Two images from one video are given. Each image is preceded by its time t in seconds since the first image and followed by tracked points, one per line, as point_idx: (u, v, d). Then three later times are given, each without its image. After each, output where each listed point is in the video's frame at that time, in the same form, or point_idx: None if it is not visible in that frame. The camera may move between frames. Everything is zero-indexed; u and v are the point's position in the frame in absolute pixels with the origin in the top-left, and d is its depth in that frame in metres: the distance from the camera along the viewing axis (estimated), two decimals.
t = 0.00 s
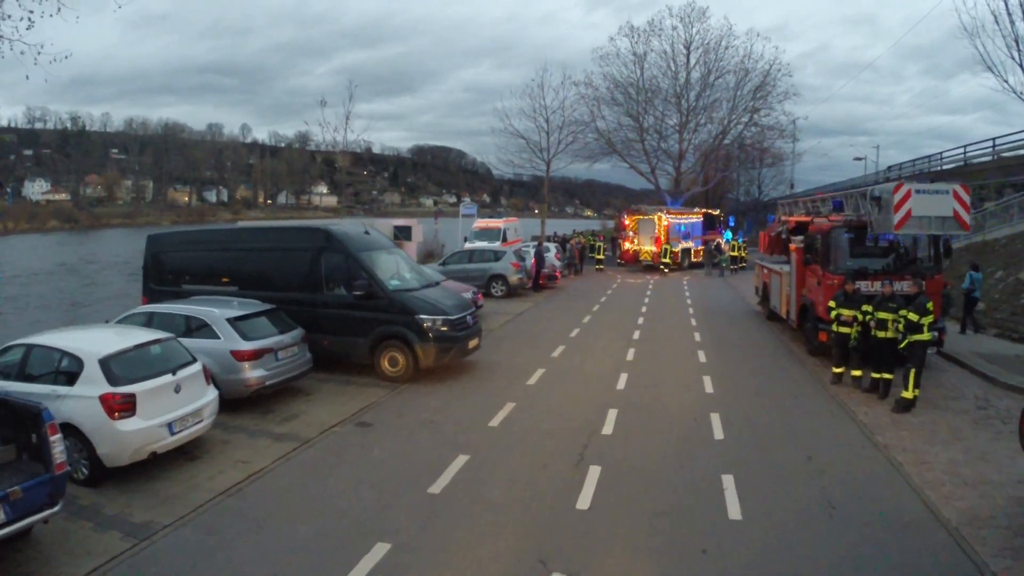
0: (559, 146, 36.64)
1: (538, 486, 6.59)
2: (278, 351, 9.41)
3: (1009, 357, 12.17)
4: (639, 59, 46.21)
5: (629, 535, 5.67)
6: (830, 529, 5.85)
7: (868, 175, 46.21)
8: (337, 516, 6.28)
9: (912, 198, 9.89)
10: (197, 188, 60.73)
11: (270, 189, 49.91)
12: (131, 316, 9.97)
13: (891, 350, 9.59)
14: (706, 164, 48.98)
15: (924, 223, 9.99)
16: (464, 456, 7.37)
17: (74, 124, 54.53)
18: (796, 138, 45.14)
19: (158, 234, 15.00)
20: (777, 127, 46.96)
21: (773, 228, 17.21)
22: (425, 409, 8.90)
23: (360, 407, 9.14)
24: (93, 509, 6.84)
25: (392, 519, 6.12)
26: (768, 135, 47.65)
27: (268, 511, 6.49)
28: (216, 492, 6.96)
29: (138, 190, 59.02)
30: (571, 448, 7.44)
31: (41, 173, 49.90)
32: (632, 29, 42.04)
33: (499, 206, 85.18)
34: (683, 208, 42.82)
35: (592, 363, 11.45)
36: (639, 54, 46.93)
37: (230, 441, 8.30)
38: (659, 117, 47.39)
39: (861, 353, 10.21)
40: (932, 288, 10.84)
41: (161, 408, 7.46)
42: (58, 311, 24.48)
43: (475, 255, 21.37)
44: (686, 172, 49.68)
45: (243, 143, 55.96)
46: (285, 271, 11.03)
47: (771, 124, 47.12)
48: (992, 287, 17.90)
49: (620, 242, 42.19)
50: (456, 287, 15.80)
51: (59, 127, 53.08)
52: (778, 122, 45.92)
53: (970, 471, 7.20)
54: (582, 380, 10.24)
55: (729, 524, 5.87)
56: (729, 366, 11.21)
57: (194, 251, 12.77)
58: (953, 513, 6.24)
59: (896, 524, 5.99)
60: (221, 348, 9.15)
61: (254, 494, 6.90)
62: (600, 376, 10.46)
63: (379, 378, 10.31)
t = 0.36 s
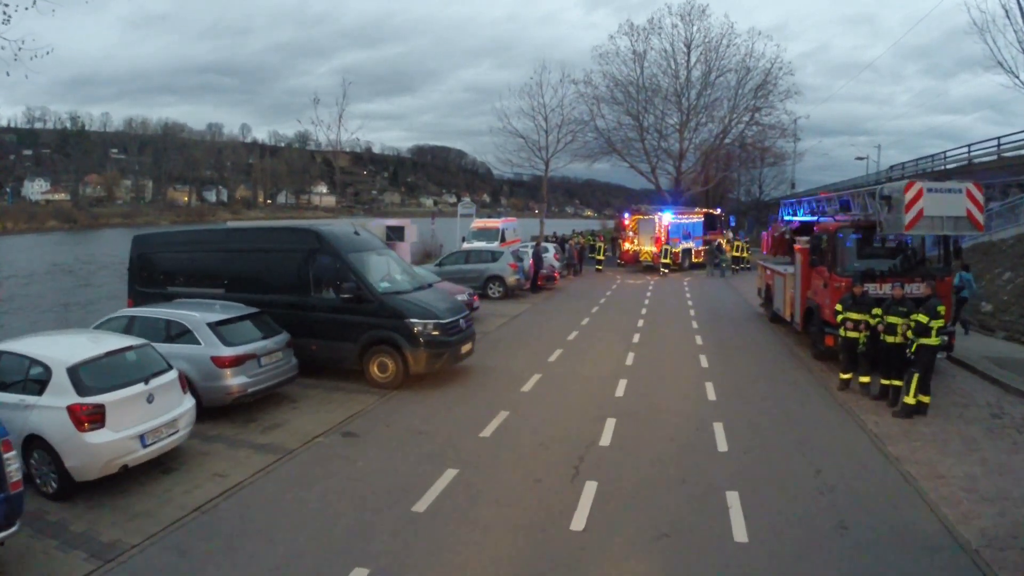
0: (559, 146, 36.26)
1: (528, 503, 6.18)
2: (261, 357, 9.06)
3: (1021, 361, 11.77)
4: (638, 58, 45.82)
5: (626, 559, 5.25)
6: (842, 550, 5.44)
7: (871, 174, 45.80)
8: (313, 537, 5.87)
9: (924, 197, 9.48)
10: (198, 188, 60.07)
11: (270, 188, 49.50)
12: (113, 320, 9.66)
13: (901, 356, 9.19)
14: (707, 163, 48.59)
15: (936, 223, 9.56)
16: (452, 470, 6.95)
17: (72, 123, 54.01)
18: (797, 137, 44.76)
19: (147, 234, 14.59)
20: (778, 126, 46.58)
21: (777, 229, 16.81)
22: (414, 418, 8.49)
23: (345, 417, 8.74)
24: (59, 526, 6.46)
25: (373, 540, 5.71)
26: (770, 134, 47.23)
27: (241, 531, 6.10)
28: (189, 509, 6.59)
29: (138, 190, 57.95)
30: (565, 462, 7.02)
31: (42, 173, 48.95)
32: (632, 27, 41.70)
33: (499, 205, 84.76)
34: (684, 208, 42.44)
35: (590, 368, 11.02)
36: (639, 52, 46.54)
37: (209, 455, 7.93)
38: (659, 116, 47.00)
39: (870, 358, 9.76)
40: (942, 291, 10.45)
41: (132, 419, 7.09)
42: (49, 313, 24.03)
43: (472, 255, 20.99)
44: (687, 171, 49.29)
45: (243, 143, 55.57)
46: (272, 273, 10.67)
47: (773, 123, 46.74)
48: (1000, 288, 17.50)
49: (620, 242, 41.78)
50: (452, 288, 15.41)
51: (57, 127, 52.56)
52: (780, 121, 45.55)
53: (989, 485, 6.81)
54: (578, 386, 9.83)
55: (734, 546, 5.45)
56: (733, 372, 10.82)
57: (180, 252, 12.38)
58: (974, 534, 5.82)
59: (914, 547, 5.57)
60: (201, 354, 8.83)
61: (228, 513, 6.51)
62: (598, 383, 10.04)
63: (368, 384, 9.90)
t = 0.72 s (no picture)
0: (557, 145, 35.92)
1: (520, 521, 5.81)
2: (244, 363, 8.77)
3: None
4: (638, 56, 45.48)
5: None
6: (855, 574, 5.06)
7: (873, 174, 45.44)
8: (289, 557, 5.50)
9: (936, 196, 9.12)
10: (198, 188, 56.89)
11: (270, 189, 49.19)
12: (93, 324, 9.36)
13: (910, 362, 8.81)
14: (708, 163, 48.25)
15: (949, 222, 9.21)
16: (441, 484, 6.59)
17: (70, 123, 53.58)
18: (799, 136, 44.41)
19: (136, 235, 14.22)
20: (779, 125, 46.22)
21: (780, 229, 16.45)
22: (404, 427, 8.13)
23: (332, 426, 8.38)
24: (24, 544, 6.10)
25: (353, 561, 5.34)
26: (771, 133, 46.86)
27: (214, 550, 5.74)
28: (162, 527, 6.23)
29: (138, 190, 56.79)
30: (561, 476, 6.65)
31: (41, 173, 47.66)
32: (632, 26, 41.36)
33: (499, 205, 84.35)
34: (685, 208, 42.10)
35: (588, 373, 10.65)
36: (639, 51, 46.21)
37: (187, 470, 7.59)
38: (659, 115, 46.65)
39: (878, 363, 9.38)
40: (952, 294, 10.10)
41: (104, 431, 6.75)
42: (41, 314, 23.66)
43: (469, 256, 20.63)
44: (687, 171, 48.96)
45: (242, 143, 55.17)
46: (259, 276, 10.32)
47: (774, 123, 46.40)
48: (1007, 290, 17.13)
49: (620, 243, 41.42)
50: (446, 289, 15.04)
51: (56, 127, 52.10)
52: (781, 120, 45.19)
53: (1007, 500, 6.44)
54: (575, 393, 9.46)
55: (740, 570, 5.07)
56: (735, 377, 10.45)
57: (166, 254, 11.99)
58: (996, 556, 5.44)
59: (932, 568, 5.22)
60: (182, 361, 8.54)
61: (202, 531, 6.15)
62: (595, 389, 9.67)
63: (357, 391, 9.54)
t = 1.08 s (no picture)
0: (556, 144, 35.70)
1: (510, 541, 5.43)
2: (225, 371, 8.45)
3: None
4: (638, 55, 45.13)
5: None
6: None
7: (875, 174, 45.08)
8: None
9: (949, 195, 8.75)
10: (198, 188, 57.90)
11: (270, 189, 48.82)
12: (71, 327, 9.05)
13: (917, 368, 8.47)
14: (709, 162, 47.92)
15: (962, 223, 8.84)
16: (427, 500, 6.22)
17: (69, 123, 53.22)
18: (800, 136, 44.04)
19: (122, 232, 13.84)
20: (781, 125, 45.86)
21: (784, 230, 16.08)
22: (391, 438, 7.76)
23: (317, 438, 8.03)
24: None
25: None
26: (772, 133, 46.51)
27: (186, 570, 5.39)
28: (131, 546, 5.89)
29: (138, 190, 55.94)
30: (556, 490, 6.30)
31: (41, 173, 44.44)
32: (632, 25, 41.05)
33: (499, 205, 83.98)
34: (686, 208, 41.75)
35: (585, 379, 10.29)
36: (639, 50, 45.86)
37: (164, 485, 7.25)
38: (659, 115, 46.29)
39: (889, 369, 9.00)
40: (962, 297, 9.74)
41: (73, 443, 6.42)
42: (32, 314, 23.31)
43: (466, 256, 20.26)
44: (688, 171, 48.61)
45: (242, 143, 54.84)
46: (245, 278, 9.98)
47: (775, 122, 46.03)
48: (1015, 292, 16.76)
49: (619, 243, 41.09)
50: (441, 291, 14.76)
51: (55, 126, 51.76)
52: (783, 120, 44.83)
53: None
54: (572, 401, 9.09)
55: None
56: (739, 383, 10.08)
57: (151, 256, 11.61)
58: None
59: None
60: (160, 367, 8.26)
61: (173, 549, 5.82)
62: (593, 396, 9.30)
63: (345, 398, 9.18)
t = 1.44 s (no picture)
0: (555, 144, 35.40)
1: (498, 563, 5.07)
2: (205, 379, 8.16)
3: None
4: (638, 54, 44.80)
5: None
6: None
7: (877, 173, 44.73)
8: None
9: (962, 194, 8.39)
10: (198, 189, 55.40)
11: (269, 190, 48.53)
12: (48, 334, 8.74)
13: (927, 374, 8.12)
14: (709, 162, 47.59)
15: (975, 222, 8.48)
16: (413, 518, 5.87)
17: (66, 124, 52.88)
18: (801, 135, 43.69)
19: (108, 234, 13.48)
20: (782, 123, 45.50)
21: (787, 230, 15.71)
22: (379, 450, 7.42)
23: (301, 450, 7.68)
24: None
25: None
26: (773, 132, 46.14)
27: None
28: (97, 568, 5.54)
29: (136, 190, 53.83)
30: (550, 507, 5.95)
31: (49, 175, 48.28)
32: (631, 23, 40.72)
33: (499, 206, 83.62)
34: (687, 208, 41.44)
35: (582, 385, 9.95)
36: (638, 49, 45.53)
37: (139, 500, 6.91)
38: (659, 114, 45.96)
39: (898, 376, 8.64)
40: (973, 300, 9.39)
41: (40, 458, 6.08)
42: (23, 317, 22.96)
43: (462, 257, 19.90)
44: (688, 171, 48.28)
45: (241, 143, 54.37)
46: (231, 281, 9.65)
47: (776, 120, 45.68)
48: None
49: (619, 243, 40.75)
50: (436, 294, 14.46)
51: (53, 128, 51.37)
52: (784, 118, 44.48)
53: None
54: (569, 409, 8.74)
55: None
56: (745, 389, 9.76)
57: (136, 258, 11.24)
58: None
59: None
60: (138, 376, 7.96)
61: (142, 571, 5.47)
62: (590, 404, 8.94)
63: (333, 406, 8.84)
